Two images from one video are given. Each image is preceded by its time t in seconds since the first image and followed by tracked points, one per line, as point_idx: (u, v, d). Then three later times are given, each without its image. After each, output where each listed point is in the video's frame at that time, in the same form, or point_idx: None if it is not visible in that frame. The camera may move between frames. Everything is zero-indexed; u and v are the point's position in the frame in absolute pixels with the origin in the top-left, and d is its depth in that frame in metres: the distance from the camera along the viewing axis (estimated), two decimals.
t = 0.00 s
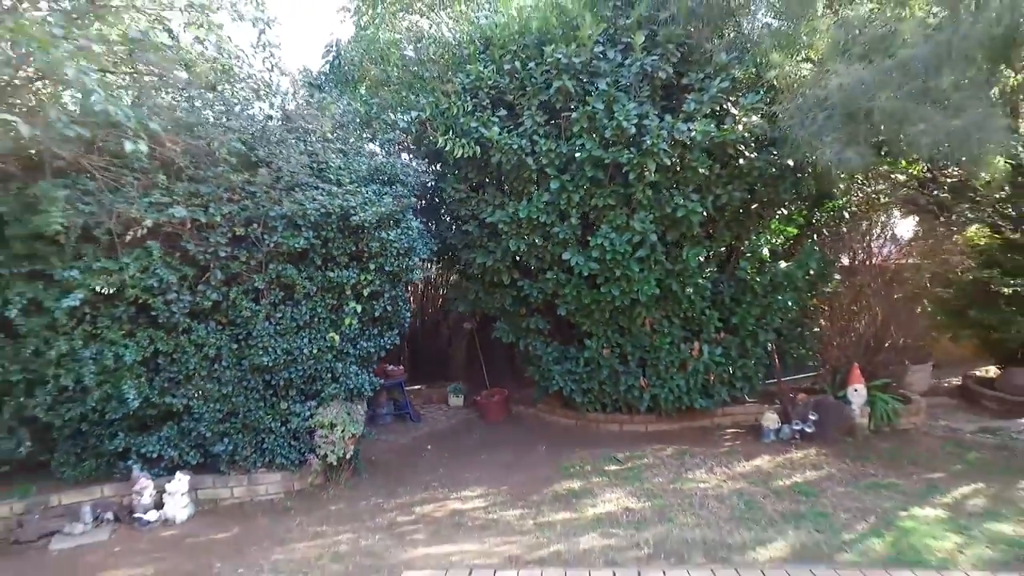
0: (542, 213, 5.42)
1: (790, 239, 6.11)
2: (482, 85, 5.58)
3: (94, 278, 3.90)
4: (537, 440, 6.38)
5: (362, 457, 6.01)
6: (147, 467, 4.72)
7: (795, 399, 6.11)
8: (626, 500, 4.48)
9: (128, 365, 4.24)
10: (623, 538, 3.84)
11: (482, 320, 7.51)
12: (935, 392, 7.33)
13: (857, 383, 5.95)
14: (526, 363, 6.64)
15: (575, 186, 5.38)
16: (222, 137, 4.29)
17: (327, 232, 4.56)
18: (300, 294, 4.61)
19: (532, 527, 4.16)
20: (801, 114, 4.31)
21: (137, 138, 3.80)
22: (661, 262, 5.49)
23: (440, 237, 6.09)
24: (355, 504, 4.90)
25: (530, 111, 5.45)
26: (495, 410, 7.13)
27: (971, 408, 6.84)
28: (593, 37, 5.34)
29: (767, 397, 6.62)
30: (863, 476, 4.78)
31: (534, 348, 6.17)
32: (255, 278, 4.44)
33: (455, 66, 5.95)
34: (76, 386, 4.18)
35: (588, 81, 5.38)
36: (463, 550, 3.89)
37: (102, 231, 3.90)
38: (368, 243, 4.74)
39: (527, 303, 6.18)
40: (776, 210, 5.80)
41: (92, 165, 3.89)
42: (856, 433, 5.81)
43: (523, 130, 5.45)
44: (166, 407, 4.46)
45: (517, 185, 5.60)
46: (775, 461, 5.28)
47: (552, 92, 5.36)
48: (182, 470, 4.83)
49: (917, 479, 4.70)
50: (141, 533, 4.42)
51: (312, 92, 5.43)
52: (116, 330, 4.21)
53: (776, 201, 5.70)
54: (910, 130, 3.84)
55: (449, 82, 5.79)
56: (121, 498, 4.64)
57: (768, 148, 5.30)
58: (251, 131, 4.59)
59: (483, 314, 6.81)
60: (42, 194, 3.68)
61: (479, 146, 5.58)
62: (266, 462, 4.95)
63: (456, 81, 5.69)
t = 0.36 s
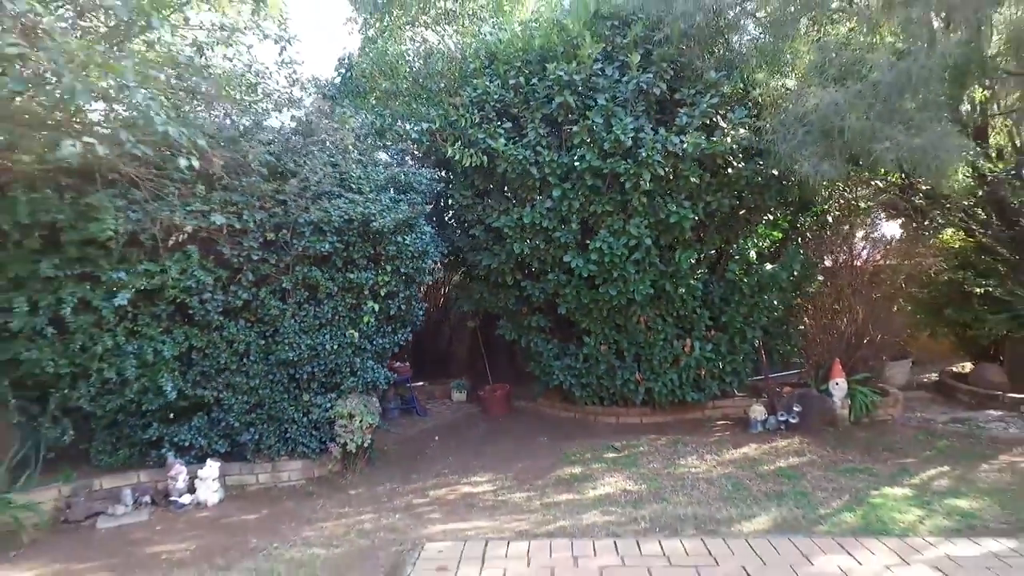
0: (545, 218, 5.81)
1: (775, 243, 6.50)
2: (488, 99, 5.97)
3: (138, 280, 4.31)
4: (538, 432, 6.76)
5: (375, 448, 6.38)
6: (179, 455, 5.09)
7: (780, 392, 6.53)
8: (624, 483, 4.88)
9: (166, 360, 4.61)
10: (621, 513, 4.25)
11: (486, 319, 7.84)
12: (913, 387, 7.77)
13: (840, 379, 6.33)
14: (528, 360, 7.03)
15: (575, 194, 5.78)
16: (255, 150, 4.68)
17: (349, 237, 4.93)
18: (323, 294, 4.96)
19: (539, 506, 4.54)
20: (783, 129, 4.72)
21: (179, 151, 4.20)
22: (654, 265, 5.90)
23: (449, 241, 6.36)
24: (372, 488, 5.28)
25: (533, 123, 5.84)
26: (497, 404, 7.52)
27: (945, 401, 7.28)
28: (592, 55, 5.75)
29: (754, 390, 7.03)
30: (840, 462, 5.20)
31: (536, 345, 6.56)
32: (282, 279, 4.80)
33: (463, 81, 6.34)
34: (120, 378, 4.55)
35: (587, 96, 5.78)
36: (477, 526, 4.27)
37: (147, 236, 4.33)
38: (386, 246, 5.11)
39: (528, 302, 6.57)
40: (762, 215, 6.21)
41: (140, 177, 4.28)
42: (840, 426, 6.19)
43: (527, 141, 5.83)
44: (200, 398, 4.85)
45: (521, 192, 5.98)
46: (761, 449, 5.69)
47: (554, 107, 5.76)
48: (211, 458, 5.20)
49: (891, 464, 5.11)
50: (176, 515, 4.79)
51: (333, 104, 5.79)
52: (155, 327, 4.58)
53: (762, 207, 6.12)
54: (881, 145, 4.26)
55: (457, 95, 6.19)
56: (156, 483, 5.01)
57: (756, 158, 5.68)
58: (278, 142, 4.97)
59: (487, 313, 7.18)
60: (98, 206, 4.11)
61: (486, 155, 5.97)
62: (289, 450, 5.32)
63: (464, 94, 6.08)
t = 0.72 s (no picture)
0: (547, 223, 6.17)
1: (763, 245, 6.97)
2: (493, 110, 6.30)
3: (173, 281, 4.65)
4: (540, 425, 7.12)
5: (386, 440, 6.73)
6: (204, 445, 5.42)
7: (769, 387, 6.90)
8: (623, 470, 5.23)
9: (196, 356, 4.94)
10: (619, 495, 4.61)
11: (488, 320, 8.15)
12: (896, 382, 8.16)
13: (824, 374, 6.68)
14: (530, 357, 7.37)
15: (575, 200, 6.14)
16: (282, 160, 5.01)
17: (366, 241, 5.26)
18: (341, 294, 5.28)
19: (544, 491, 4.89)
20: (770, 141, 5.09)
21: (222, 165, 4.58)
22: (650, 267, 6.26)
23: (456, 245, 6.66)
24: (387, 476, 5.62)
25: (536, 134, 6.19)
26: (501, 400, 7.87)
27: (926, 395, 7.66)
28: (593, 70, 6.12)
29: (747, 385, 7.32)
30: (824, 451, 5.57)
31: (537, 342, 6.90)
32: (305, 279, 5.14)
33: (469, 92, 6.65)
34: (153, 372, 4.89)
35: (587, 108, 6.13)
36: (488, 507, 4.62)
37: (181, 241, 4.68)
38: (399, 249, 5.42)
39: (530, 302, 6.91)
40: (751, 220, 6.57)
41: (175, 186, 4.62)
42: (825, 419, 6.55)
43: (531, 150, 6.18)
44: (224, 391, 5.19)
45: (525, 198, 6.34)
46: (751, 440, 6.06)
47: (556, 118, 6.10)
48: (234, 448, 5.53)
49: (870, 452, 5.48)
50: (204, 500, 5.12)
51: (347, 114, 6.07)
52: (185, 325, 4.91)
53: (751, 212, 6.49)
54: (858, 157, 4.63)
55: (464, 106, 6.48)
56: (184, 471, 5.34)
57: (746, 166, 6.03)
58: (297, 153, 5.27)
59: (490, 312, 7.52)
60: (138, 213, 4.46)
61: (491, 163, 6.29)
62: (307, 441, 5.64)
63: (471, 105, 6.38)
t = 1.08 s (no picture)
0: (547, 224, 6.57)
1: (749, 244, 7.27)
2: (496, 118, 6.74)
3: (204, 277, 5.06)
4: (541, 414, 7.52)
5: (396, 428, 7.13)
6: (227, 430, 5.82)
7: (755, 378, 7.31)
8: (619, 452, 5.65)
9: (223, 346, 5.34)
10: (614, 472, 5.03)
11: (491, 316, 8.55)
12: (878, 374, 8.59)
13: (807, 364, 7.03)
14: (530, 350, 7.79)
15: (573, 202, 6.55)
16: (303, 165, 5.41)
17: (381, 240, 5.66)
18: (357, 289, 5.68)
19: (545, 470, 5.30)
20: (754, 148, 5.50)
21: (253, 171, 4.98)
22: (643, 265, 6.68)
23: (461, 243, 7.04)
24: (398, 459, 6.03)
25: (536, 140, 6.61)
26: (503, 392, 8.28)
27: (905, 385, 8.10)
28: (590, 81, 6.55)
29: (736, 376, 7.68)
30: (805, 435, 5.98)
31: (537, 336, 7.32)
32: (324, 275, 5.53)
33: (473, 101, 7.08)
34: (184, 362, 5.30)
35: (585, 116, 6.54)
36: (493, 484, 5.03)
37: (212, 240, 5.09)
38: (411, 248, 5.81)
39: (530, 298, 7.30)
40: (738, 221, 7.00)
41: (207, 191, 5.03)
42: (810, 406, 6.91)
43: (532, 155, 6.60)
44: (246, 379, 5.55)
45: (526, 200, 6.75)
46: (737, 426, 6.48)
47: (556, 126, 6.53)
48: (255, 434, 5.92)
49: (847, 436, 5.91)
50: (229, 481, 5.51)
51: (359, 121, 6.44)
52: (214, 317, 5.30)
53: (738, 213, 6.90)
54: (832, 163, 5.06)
55: (469, 113, 6.91)
56: (209, 454, 5.74)
57: (733, 170, 6.46)
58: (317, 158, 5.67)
59: (493, 308, 7.94)
60: (177, 216, 4.88)
61: (495, 167, 6.71)
62: (323, 427, 6.03)
63: (475, 113, 6.81)
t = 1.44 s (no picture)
0: (546, 225, 6.99)
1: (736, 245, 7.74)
2: (497, 125, 7.17)
3: (230, 274, 5.46)
4: (539, 405, 7.94)
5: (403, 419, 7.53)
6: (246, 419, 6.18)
7: (742, 371, 7.75)
8: (613, 438, 6.08)
9: (246, 339, 5.72)
10: (609, 455, 5.45)
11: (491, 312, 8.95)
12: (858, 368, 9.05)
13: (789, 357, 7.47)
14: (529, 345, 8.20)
15: (571, 205, 6.98)
16: (321, 171, 5.81)
17: (392, 241, 6.06)
18: (370, 286, 6.08)
19: (546, 453, 5.72)
20: (739, 156, 5.94)
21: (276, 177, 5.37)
22: (636, 264, 7.11)
23: (464, 244, 7.44)
24: (407, 446, 6.43)
25: (536, 147, 7.03)
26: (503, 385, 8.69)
27: (882, 378, 8.57)
28: (586, 91, 6.97)
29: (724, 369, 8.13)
30: (786, 422, 6.43)
31: (536, 331, 7.74)
32: (340, 273, 5.93)
33: (474, 108, 7.48)
34: (209, 354, 5.68)
35: (582, 124, 6.97)
36: (498, 465, 5.45)
37: (236, 240, 5.48)
38: (420, 248, 6.21)
39: (529, 295, 7.71)
40: (725, 223, 7.44)
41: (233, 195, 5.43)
42: (792, 397, 7.34)
43: (532, 161, 7.01)
44: (267, 370, 5.94)
45: (527, 203, 7.16)
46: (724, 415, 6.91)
47: (554, 133, 6.95)
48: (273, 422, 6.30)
49: (825, 423, 6.35)
50: (250, 466, 5.89)
51: (369, 129, 6.84)
52: (237, 312, 5.68)
53: (725, 215, 7.35)
54: (810, 170, 5.50)
55: (472, 121, 7.33)
56: (230, 441, 6.12)
57: (720, 176, 6.92)
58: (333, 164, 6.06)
59: (494, 305, 8.34)
60: (206, 219, 5.28)
61: (496, 172, 7.11)
62: (337, 416, 6.42)
63: (478, 120, 7.23)
